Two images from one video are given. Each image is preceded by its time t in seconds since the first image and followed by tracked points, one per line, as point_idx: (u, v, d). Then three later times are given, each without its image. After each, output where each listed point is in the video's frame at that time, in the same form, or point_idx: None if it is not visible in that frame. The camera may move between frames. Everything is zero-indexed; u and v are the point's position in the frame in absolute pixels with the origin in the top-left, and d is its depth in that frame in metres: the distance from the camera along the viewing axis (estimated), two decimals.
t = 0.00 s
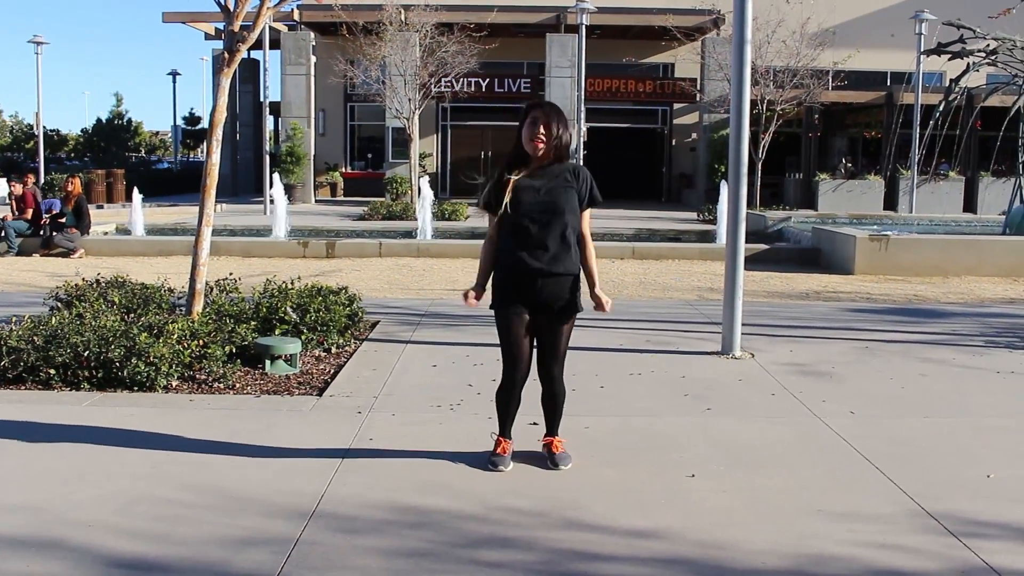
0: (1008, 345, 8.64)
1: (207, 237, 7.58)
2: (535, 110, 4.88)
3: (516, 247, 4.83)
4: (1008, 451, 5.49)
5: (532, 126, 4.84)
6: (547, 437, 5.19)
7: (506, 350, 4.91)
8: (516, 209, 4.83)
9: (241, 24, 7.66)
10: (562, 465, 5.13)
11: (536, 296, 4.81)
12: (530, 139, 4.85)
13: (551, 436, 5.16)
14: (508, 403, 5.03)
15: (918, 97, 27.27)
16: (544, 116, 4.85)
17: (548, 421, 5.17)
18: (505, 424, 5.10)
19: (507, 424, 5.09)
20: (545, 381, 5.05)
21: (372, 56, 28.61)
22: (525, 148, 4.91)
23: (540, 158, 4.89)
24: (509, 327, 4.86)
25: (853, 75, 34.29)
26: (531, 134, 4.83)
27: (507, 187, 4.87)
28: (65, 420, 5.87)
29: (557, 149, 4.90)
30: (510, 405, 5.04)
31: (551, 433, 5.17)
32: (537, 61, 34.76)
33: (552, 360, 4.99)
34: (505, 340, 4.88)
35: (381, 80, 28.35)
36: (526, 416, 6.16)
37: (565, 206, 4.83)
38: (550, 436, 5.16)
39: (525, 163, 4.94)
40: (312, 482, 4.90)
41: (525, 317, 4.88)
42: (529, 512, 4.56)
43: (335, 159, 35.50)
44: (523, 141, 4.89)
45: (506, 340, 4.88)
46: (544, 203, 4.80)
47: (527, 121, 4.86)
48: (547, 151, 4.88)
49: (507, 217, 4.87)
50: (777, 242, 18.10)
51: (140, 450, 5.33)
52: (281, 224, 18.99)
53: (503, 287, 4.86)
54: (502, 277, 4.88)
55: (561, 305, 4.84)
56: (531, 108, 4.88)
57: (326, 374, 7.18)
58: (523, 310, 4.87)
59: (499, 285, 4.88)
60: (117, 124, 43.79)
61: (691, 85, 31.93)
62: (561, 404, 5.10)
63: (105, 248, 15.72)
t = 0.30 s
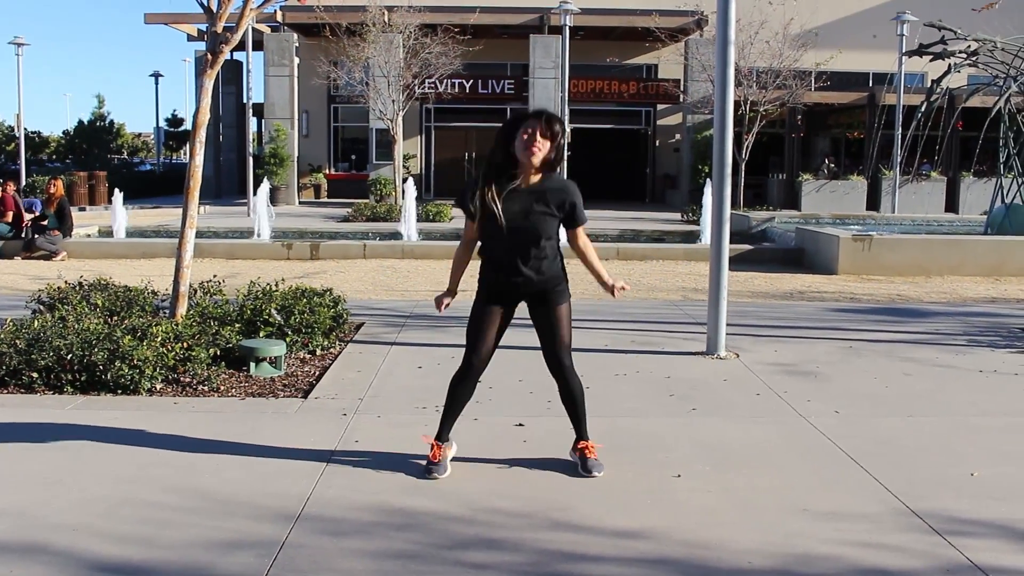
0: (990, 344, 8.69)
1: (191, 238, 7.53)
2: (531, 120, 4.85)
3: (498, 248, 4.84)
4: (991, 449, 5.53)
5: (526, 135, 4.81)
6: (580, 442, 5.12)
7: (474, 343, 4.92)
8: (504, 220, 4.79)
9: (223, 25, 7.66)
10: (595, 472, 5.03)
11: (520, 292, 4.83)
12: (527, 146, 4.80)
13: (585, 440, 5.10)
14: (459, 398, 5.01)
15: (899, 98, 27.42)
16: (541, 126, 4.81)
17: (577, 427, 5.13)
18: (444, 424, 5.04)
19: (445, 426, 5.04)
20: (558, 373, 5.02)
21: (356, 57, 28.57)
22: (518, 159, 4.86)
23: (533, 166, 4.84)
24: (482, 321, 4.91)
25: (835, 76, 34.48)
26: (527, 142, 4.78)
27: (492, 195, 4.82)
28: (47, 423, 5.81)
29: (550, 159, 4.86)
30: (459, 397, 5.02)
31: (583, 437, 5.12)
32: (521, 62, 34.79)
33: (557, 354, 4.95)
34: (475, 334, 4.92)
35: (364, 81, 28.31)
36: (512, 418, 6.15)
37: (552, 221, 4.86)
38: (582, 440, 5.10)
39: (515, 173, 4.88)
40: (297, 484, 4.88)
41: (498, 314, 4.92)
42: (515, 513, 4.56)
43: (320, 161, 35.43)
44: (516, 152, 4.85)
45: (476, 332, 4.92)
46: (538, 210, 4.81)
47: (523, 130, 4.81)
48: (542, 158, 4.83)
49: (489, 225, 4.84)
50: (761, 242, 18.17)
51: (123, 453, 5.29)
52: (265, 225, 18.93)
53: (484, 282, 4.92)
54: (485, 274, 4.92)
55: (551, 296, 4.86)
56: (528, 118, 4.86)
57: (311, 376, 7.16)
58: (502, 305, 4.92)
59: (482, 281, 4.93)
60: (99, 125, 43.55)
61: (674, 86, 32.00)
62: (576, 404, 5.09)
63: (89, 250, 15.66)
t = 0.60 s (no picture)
0: (980, 347, 8.72)
1: (183, 242, 7.51)
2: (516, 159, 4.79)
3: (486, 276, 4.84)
4: (981, 452, 5.55)
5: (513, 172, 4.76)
6: (570, 446, 5.12)
7: (459, 360, 4.92)
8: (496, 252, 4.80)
9: (216, 28, 7.62)
10: (587, 474, 5.03)
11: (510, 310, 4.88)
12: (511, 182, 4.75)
13: (575, 443, 5.10)
14: (450, 407, 4.99)
15: (889, 102, 27.49)
16: (524, 166, 4.75)
17: (567, 429, 5.13)
18: (441, 428, 5.04)
19: (440, 429, 5.04)
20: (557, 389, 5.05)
21: (347, 60, 28.52)
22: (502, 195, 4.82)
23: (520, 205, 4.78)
24: (467, 338, 4.91)
25: (825, 79, 34.60)
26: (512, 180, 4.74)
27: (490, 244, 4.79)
28: (37, 427, 5.79)
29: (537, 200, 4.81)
30: (450, 409, 5.00)
31: (573, 441, 5.11)
32: (512, 65, 34.80)
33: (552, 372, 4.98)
34: (460, 348, 4.92)
35: (355, 84, 28.28)
36: (503, 421, 6.15)
37: (545, 261, 4.86)
38: (572, 444, 5.10)
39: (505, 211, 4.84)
40: (288, 488, 4.87)
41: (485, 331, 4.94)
42: (507, 516, 4.56)
43: (310, 164, 35.36)
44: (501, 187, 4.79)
45: (461, 345, 4.92)
46: (534, 248, 4.80)
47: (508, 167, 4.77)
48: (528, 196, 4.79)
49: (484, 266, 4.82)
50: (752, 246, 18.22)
51: (112, 458, 5.27)
52: (256, 229, 18.89)
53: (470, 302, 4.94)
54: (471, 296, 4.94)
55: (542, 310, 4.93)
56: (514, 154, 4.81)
57: (303, 379, 7.14)
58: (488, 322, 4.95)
59: (468, 300, 4.95)
60: (89, 128, 43.41)
61: (665, 90, 32.02)
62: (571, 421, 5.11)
63: (79, 254, 15.62)
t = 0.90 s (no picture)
0: (974, 353, 8.74)
1: (178, 237, 7.49)
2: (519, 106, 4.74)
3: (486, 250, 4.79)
4: (975, 458, 5.56)
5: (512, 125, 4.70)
6: (567, 443, 5.12)
7: (464, 342, 4.91)
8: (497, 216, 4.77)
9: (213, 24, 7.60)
10: (583, 475, 5.04)
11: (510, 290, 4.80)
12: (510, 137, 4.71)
13: (573, 440, 5.10)
14: (449, 396, 5.01)
15: (886, 107, 27.53)
16: (527, 115, 4.71)
17: (565, 427, 5.13)
18: (435, 423, 5.06)
19: (434, 425, 5.05)
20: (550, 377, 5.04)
21: (345, 58, 28.50)
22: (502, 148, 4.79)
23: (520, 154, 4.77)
24: (471, 320, 4.88)
25: (823, 84, 34.67)
26: (511, 134, 4.70)
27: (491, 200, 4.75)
28: (30, 422, 5.78)
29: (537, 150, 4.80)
30: (450, 399, 5.02)
31: (570, 438, 5.11)
32: (510, 65, 34.81)
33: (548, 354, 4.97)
34: (465, 333, 4.90)
35: (353, 83, 28.28)
36: (498, 421, 6.14)
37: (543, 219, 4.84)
38: (570, 441, 5.10)
39: (499, 160, 4.80)
40: (282, 486, 4.86)
41: (490, 312, 4.90)
42: (501, 516, 4.55)
43: (307, 162, 35.35)
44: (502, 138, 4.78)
45: (466, 330, 4.90)
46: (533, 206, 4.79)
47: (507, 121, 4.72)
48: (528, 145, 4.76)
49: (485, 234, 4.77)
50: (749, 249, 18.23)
51: (106, 453, 5.26)
52: (252, 227, 18.87)
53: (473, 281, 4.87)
54: (473, 272, 4.86)
55: (538, 296, 4.85)
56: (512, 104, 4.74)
57: (297, 377, 7.13)
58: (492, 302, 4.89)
59: (469, 279, 4.89)
60: (85, 123, 43.34)
61: (663, 93, 32.04)
62: (565, 403, 5.10)
63: (74, 249, 15.58)
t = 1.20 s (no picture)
0: (980, 355, 8.72)
1: (184, 237, 7.50)
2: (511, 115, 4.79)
3: (494, 263, 4.81)
4: (980, 460, 5.55)
5: (508, 136, 4.77)
6: (559, 445, 5.13)
7: (476, 358, 4.92)
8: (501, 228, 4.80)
9: (220, 24, 7.61)
10: (577, 474, 5.07)
11: (519, 304, 4.82)
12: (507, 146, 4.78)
13: (563, 442, 5.12)
14: (462, 406, 5.02)
15: (892, 108, 27.46)
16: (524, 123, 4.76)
17: (556, 429, 5.14)
18: (452, 429, 5.06)
19: (452, 429, 5.06)
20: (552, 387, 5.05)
21: (350, 59, 28.48)
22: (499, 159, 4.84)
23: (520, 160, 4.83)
24: (483, 335, 4.89)
25: (828, 85, 34.62)
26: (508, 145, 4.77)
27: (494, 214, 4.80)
28: (36, 422, 5.78)
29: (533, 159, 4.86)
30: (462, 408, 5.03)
31: (562, 441, 5.13)
32: (516, 65, 34.82)
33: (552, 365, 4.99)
34: (477, 347, 4.91)
35: (359, 82, 28.26)
36: (503, 422, 6.14)
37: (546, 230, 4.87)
38: (561, 443, 5.12)
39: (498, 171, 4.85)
40: (287, 485, 4.86)
41: (502, 327, 4.90)
42: (505, 517, 4.55)
43: (313, 162, 35.35)
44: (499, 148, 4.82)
45: (479, 346, 4.90)
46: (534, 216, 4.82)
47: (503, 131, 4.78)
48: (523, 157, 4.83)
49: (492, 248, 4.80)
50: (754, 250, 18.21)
51: (112, 452, 5.27)
52: (257, 227, 18.89)
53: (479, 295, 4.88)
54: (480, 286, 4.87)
55: (545, 309, 4.86)
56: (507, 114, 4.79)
57: (302, 377, 7.13)
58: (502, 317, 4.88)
59: (478, 293, 4.88)
60: (91, 122, 43.42)
61: (668, 93, 32.01)
62: (561, 410, 5.12)
63: (80, 249, 15.61)
